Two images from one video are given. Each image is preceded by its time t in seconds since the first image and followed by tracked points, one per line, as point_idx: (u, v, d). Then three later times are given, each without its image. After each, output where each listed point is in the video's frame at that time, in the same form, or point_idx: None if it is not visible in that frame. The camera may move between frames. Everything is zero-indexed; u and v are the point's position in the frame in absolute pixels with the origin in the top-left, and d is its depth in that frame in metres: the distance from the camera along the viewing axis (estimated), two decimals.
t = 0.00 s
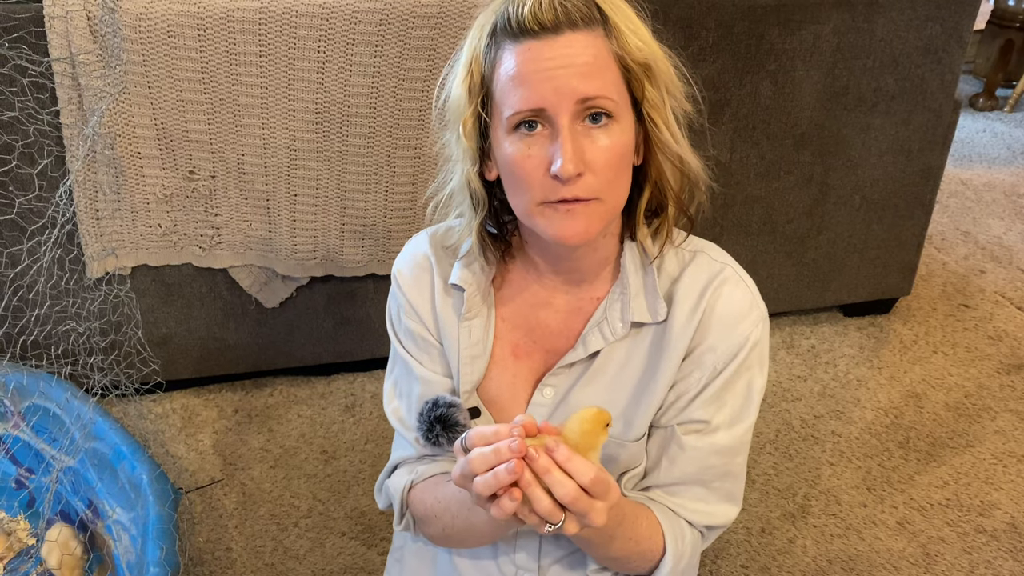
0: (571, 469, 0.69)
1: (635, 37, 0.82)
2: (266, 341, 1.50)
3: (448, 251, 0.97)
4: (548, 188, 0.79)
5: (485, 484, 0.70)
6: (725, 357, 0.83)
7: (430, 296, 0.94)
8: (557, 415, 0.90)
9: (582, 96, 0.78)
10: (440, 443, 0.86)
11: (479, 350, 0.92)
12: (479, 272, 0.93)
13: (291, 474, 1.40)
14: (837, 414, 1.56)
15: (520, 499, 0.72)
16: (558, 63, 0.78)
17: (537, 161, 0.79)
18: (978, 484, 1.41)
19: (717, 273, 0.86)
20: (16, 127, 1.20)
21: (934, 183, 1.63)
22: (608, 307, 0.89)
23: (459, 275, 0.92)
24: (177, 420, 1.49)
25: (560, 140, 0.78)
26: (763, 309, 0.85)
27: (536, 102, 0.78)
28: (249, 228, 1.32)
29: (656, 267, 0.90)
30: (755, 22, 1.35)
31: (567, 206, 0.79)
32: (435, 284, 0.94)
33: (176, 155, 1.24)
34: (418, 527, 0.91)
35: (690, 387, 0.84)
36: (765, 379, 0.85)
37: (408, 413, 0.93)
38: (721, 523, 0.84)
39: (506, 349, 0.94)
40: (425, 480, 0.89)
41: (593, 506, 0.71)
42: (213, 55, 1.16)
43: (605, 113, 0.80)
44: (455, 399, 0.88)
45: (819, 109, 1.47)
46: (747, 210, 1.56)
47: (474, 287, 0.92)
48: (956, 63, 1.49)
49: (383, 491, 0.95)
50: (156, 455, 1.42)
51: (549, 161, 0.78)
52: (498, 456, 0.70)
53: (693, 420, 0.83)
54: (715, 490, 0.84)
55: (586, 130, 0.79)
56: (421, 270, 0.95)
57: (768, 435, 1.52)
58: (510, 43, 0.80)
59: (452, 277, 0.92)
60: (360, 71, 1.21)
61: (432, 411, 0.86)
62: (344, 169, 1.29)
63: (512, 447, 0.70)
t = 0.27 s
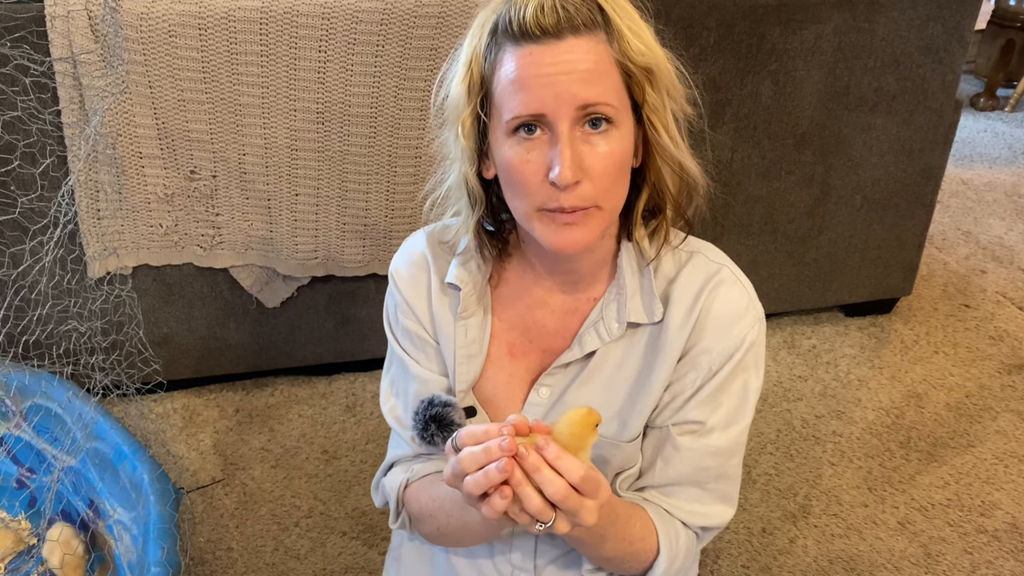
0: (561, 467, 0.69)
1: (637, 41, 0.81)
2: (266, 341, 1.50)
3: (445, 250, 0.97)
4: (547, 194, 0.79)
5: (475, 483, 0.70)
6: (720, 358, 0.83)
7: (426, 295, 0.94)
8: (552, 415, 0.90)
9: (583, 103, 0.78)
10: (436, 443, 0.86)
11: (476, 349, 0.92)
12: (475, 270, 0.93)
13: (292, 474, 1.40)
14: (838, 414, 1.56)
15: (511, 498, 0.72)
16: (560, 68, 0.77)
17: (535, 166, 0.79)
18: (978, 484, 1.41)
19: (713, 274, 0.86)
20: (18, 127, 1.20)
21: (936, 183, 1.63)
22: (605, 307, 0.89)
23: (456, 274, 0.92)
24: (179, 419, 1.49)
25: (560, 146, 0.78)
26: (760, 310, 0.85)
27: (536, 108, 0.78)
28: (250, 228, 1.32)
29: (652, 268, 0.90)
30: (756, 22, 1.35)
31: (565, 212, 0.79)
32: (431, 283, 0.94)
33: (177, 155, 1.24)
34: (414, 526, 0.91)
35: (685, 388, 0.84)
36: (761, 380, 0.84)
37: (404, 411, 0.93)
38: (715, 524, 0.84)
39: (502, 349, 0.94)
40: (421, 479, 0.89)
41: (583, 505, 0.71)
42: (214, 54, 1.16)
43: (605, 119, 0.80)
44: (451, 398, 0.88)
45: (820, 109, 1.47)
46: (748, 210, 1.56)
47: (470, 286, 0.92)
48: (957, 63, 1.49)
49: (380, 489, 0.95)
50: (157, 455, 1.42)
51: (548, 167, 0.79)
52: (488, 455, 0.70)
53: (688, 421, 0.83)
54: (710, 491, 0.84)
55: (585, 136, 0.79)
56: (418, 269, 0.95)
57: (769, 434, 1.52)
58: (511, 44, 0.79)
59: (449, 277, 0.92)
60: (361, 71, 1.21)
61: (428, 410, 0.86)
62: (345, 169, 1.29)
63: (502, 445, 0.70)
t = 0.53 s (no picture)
0: (564, 465, 0.69)
1: (640, 42, 0.81)
2: (267, 341, 1.50)
3: (444, 249, 0.97)
4: (549, 196, 0.79)
5: (478, 481, 0.70)
6: (720, 358, 0.83)
7: (426, 295, 0.94)
8: (552, 414, 0.90)
9: (586, 105, 0.78)
10: (435, 442, 0.86)
11: (475, 349, 0.92)
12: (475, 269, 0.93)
13: (292, 473, 1.40)
14: (839, 414, 1.56)
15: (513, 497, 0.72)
16: (564, 70, 0.77)
17: (538, 168, 0.79)
18: (979, 485, 1.41)
19: (713, 273, 0.86)
20: (18, 127, 1.20)
21: (936, 183, 1.63)
22: (604, 307, 0.89)
23: (455, 274, 0.92)
24: (179, 419, 1.50)
25: (563, 148, 0.78)
26: (759, 310, 0.85)
27: (540, 110, 0.78)
28: (251, 228, 1.32)
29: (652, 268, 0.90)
30: (756, 22, 1.35)
31: (566, 214, 0.80)
32: (431, 283, 0.94)
33: (177, 155, 1.24)
34: (413, 525, 0.91)
35: (684, 387, 0.84)
36: (760, 380, 0.84)
37: (403, 410, 0.93)
38: (714, 523, 0.84)
39: (502, 348, 0.94)
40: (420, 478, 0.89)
41: (586, 503, 0.71)
42: (215, 54, 1.16)
43: (608, 120, 0.80)
44: (450, 398, 0.88)
45: (820, 109, 1.47)
46: (748, 211, 1.56)
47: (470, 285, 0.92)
48: (957, 63, 1.49)
49: (379, 488, 0.95)
50: (157, 455, 1.42)
51: (551, 169, 0.79)
52: (490, 453, 0.70)
53: (688, 420, 0.83)
54: (709, 490, 0.84)
55: (588, 138, 0.79)
56: (417, 268, 0.95)
57: (769, 435, 1.52)
58: (514, 45, 0.79)
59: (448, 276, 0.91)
60: (361, 71, 1.21)
61: (428, 409, 0.86)
62: (345, 169, 1.29)
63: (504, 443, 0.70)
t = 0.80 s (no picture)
0: (563, 461, 0.69)
1: (644, 43, 0.81)
2: (266, 340, 1.50)
3: (444, 248, 0.97)
4: (551, 197, 0.79)
5: (477, 477, 0.70)
6: (719, 356, 0.83)
7: (425, 294, 0.94)
8: (551, 413, 0.90)
9: (590, 108, 0.78)
10: (435, 440, 0.86)
11: (475, 347, 0.92)
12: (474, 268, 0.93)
13: (292, 473, 1.40)
14: (839, 414, 1.56)
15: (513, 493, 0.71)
16: (568, 72, 0.77)
17: (540, 169, 0.79)
18: (979, 485, 1.41)
19: (712, 272, 0.86)
20: (18, 126, 1.20)
21: (936, 183, 1.63)
22: (604, 306, 0.89)
23: (454, 272, 0.91)
24: (178, 419, 1.49)
25: (565, 150, 0.78)
26: (759, 309, 0.85)
27: (543, 111, 0.78)
28: (251, 228, 1.32)
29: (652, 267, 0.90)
30: (756, 22, 1.35)
31: (568, 216, 0.80)
32: (430, 282, 0.94)
33: (177, 155, 1.24)
34: (413, 525, 0.91)
35: (683, 386, 0.84)
36: (760, 379, 0.84)
37: (403, 409, 0.93)
38: (714, 522, 0.84)
39: (502, 348, 0.94)
40: (420, 478, 0.89)
41: (585, 499, 0.71)
42: (215, 54, 1.16)
43: (611, 123, 0.80)
44: (449, 396, 0.88)
45: (820, 109, 1.47)
46: (748, 210, 1.56)
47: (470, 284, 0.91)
48: (958, 63, 1.49)
49: (378, 487, 0.95)
50: (156, 455, 1.42)
51: (552, 171, 0.79)
52: (489, 450, 0.70)
53: (687, 419, 0.83)
54: (709, 489, 0.84)
55: (590, 140, 0.79)
56: (417, 267, 0.95)
57: (769, 435, 1.52)
58: (518, 45, 0.79)
59: (448, 275, 0.91)
60: (361, 71, 1.21)
61: (427, 408, 0.86)
62: (345, 169, 1.29)
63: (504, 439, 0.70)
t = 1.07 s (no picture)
0: (564, 460, 0.69)
1: (647, 43, 0.81)
2: (266, 340, 1.50)
3: (444, 248, 0.97)
4: (551, 198, 0.79)
5: (477, 477, 0.70)
6: (719, 356, 0.83)
7: (425, 294, 0.94)
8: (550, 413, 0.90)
9: (591, 110, 0.78)
10: (434, 440, 0.86)
11: (474, 347, 0.92)
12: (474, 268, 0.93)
13: (291, 473, 1.40)
14: (839, 414, 1.56)
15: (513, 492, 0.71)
16: (569, 73, 0.77)
17: (541, 170, 0.79)
18: (979, 485, 1.41)
19: (712, 272, 0.86)
20: (18, 126, 1.20)
21: (936, 183, 1.63)
22: (604, 306, 0.89)
23: (454, 272, 0.91)
24: (178, 419, 1.50)
25: (566, 151, 0.78)
26: (758, 308, 0.85)
27: (544, 112, 0.78)
28: (251, 228, 1.32)
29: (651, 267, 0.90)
30: (756, 22, 1.35)
31: (568, 217, 0.80)
32: (430, 282, 0.94)
33: (177, 155, 1.24)
34: (412, 525, 0.91)
35: (683, 385, 0.84)
36: (759, 378, 0.84)
37: (402, 409, 0.93)
38: (713, 522, 0.84)
39: (501, 347, 0.94)
40: (419, 478, 0.89)
41: (586, 498, 0.71)
42: (215, 55, 1.16)
43: (611, 124, 0.80)
44: (449, 396, 0.88)
45: (820, 109, 1.47)
46: (747, 211, 1.56)
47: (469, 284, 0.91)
48: (957, 63, 1.49)
49: (378, 488, 0.95)
50: (156, 455, 1.42)
51: (553, 172, 0.79)
52: (489, 449, 0.70)
53: (686, 419, 0.83)
54: (708, 489, 0.84)
55: (591, 141, 0.79)
56: (416, 267, 0.95)
57: (769, 435, 1.52)
58: (520, 46, 0.79)
59: (447, 275, 0.91)
60: (361, 71, 1.21)
61: (427, 408, 0.86)
62: (345, 169, 1.29)
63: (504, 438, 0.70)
